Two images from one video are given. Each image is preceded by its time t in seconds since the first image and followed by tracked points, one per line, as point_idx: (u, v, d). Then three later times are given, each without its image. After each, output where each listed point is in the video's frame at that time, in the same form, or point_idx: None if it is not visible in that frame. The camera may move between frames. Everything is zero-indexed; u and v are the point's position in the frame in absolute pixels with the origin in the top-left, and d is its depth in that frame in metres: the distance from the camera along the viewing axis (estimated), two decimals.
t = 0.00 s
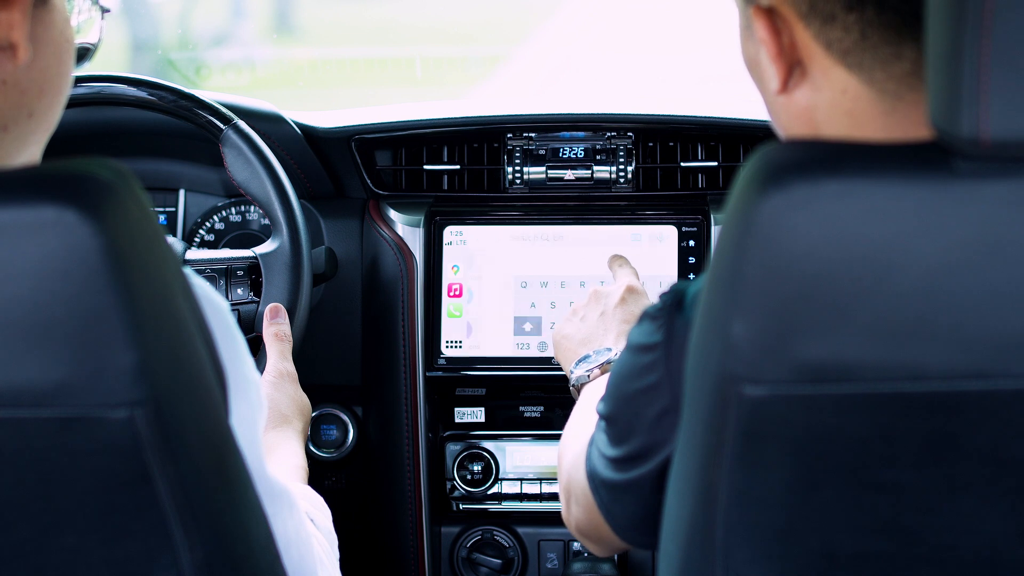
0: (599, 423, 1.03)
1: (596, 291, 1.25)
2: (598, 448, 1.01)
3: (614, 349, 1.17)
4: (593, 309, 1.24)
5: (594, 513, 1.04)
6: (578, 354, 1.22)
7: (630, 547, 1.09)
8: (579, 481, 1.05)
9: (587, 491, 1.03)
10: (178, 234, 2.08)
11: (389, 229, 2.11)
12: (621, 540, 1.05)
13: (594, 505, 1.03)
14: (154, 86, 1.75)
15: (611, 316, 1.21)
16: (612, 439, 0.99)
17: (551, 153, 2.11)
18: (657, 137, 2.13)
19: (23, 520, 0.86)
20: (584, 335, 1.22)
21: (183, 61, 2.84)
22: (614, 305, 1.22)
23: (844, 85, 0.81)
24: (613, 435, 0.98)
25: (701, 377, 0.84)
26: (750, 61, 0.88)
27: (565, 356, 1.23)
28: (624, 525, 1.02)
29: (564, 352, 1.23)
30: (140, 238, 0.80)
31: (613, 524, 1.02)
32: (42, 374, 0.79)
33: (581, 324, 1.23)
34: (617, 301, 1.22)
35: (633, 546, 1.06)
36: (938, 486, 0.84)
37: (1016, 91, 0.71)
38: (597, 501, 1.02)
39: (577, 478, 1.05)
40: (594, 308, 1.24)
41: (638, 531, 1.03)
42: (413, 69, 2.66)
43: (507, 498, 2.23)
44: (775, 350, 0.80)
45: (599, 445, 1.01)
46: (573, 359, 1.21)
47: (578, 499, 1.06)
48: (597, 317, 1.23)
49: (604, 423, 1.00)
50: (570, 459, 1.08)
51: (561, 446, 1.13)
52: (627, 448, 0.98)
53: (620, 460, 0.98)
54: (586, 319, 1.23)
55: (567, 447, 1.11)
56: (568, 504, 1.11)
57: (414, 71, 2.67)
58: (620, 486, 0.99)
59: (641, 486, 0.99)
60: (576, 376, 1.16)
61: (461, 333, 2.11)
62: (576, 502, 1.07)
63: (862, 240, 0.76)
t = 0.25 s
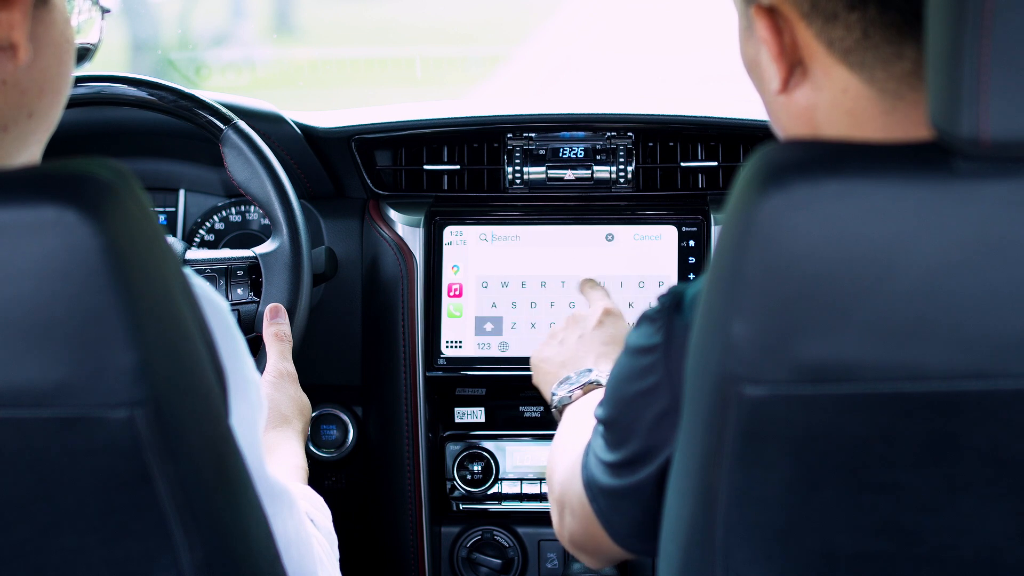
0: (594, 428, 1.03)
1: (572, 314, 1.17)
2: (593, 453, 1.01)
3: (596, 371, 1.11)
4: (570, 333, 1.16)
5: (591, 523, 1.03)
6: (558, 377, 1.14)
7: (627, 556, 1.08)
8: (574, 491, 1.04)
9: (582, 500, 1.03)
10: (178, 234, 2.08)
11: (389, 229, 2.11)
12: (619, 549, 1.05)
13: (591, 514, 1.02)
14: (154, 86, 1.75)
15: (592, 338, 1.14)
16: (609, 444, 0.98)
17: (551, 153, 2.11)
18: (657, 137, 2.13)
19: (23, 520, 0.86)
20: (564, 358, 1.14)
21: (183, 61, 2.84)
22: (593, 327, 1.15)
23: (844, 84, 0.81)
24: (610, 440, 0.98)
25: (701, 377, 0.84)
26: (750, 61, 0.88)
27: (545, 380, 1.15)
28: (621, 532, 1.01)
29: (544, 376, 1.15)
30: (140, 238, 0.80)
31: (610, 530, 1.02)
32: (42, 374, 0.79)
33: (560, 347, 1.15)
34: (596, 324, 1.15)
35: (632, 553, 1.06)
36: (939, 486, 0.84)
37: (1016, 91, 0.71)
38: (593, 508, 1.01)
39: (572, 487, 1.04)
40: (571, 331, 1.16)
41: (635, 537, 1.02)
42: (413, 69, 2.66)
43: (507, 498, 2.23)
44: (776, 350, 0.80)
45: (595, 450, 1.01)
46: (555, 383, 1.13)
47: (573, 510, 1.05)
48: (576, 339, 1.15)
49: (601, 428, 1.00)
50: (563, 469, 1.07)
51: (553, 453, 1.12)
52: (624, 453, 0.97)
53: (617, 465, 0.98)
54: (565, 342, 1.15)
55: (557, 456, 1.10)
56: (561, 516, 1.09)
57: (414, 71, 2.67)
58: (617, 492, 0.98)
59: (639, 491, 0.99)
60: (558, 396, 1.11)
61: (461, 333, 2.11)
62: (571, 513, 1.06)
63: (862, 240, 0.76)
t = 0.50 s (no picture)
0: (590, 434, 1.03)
1: (535, 342, 1.20)
2: (589, 460, 1.01)
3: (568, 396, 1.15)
4: (536, 361, 1.19)
5: (589, 535, 1.03)
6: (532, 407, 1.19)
7: (626, 567, 1.08)
8: (570, 503, 1.04)
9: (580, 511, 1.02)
10: (178, 234, 2.08)
11: (389, 230, 2.11)
12: (619, 560, 1.05)
13: (589, 525, 1.02)
14: (154, 86, 1.75)
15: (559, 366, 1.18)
16: (605, 449, 0.98)
17: (551, 153, 2.11)
18: (657, 137, 2.13)
19: (23, 520, 0.86)
20: (534, 389, 1.18)
21: (183, 61, 2.84)
22: (559, 354, 1.18)
23: (842, 84, 0.81)
24: (606, 444, 0.98)
25: (701, 377, 0.84)
26: (747, 63, 0.88)
27: (520, 411, 1.20)
28: (620, 540, 1.01)
29: (518, 408, 1.20)
30: (140, 238, 0.80)
31: (608, 540, 1.01)
32: (42, 374, 0.79)
33: (528, 378, 1.19)
34: (561, 350, 1.18)
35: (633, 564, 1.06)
36: (938, 486, 0.84)
37: (1016, 91, 0.71)
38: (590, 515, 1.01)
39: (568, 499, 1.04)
40: (538, 360, 1.19)
41: (635, 545, 1.02)
42: (413, 69, 2.66)
43: (507, 498, 2.23)
44: (776, 350, 0.80)
45: (591, 456, 1.01)
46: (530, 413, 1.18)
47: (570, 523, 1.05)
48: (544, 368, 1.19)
49: (597, 433, 1.00)
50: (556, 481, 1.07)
51: (541, 465, 1.12)
52: (620, 458, 0.97)
53: (613, 470, 0.98)
54: (533, 372, 1.19)
55: (547, 471, 1.10)
56: (555, 532, 1.09)
57: (415, 71, 2.67)
58: (614, 500, 0.98)
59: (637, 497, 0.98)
60: (537, 424, 1.15)
61: (461, 333, 2.11)
62: (567, 525, 1.06)
63: (862, 240, 0.76)
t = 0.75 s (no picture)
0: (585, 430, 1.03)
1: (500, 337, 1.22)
2: (584, 456, 1.01)
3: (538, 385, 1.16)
4: (503, 356, 1.21)
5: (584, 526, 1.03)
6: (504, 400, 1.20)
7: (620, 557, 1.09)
8: (565, 495, 1.04)
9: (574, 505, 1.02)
10: (178, 234, 2.09)
11: (389, 229, 2.11)
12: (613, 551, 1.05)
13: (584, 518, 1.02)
14: (154, 85, 1.75)
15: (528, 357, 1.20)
16: (601, 447, 0.98)
17: (551, 153, 2.11)
18: (657, 137, 2.13)
19: (22, 520, 0.86)
20: (505, 382, 1.19)
21: (183, 61, 2.84)
22: (525, 345, 1.20)
23: (836, 85, 0.81)
24: (601, 442, 0.98)
25: (701, 377, 0.84)
26: (742, 62, 0.88)
27: (492, 406, 1.21)
28: (615, 534, 1.01)
29: (491, 402, 1.21)
30: (141, 238, 0.80)
31: (604, 533, 1.01)
32: (42, 374, 0.79)
33: (497, 372, 1.20)
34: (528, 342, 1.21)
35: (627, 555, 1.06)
36: (938, 486, 0.84)
37: (1016, 91, 0.71)
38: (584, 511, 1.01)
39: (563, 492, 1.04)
40: (505, 353, 1.21)
41: (630, 540, 1.02)
42: (413, 69, 2.67)
43: (507, 498, 2.23)
44: (776, 350, 0.80)
45: (586, 453, 1.01)
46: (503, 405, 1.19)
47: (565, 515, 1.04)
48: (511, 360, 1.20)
49: (592, 431, 1.00)
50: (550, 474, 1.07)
51: (523, 459, 1.12)
52: (616, 456, 0.97)
53: (608, 467, 0.98)
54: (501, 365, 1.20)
55: (539, 461, 1.09)
56: (549, 521, 1.09)
57: (415, 71, 2.66)
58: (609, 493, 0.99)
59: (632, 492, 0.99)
60: (511, 416, 1.15)
61: (461, 333, 2.11)
62: (562, 519, 1.06)
63: (862, 240, 0.76)
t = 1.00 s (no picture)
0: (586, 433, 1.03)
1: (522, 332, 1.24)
2: (585, 458, 1.01)
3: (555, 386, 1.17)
4: (522, 351, 1.23)
5: (584, 533, 1.03)
6: (519, 396, 1.22)
7: (622, 564, 1.08)
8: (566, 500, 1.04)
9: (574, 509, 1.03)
10: (178, 234, 2.09)
11: (389, 229, 2.11)
12: (614, 559, 1.05)
13: (584, 524, 1.02)
14: (153, 85, 1.74)
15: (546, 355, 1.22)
16: (601, 449, 0.98)
17: (551, 153, 2.11)
18: (657, 137, 2.13)
19: (22, 520, 0.86)
20: (523, 377, 1.21)
21: (183, 61, 2.84)
22: (546, 344, 1.23)
23: (837, 82, 0.81)
24: (602, 443, 0.98)
25: (701, 377, 0.84)
26: (745, 60, 0.88)
27: (509, 400, 1.23)
28: (617, 538, 1.01)
29: (506, 397, 1.23)
30: (140, 238, 0.80)
31: (604, 538, 1.01)
32: (41, 373, 0.79)
33: (516, 366, 1.22)
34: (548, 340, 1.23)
35: (629, 561, 1.06)
36: (938, 486, 0.84)
37: (1016, 91, 0.71)
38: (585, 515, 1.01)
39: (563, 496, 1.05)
40: (525, 350, 1.23)
41: (633, 544, 1.02)
42: (413, 69, 2.66)
43: (507, 498, 2.23)
44: (776, 350, 0.80)
45: (587, 455, 1.01)
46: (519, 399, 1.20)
47: (566, 521, 1.05)
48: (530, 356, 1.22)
49: (593, 432, 1.00)
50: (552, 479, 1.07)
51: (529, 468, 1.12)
52: (616, 457, 0.97)
53: (609, 469, 0.98)
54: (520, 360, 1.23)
55: (540, 467, 1.10)
56: (550, 531, 1.09)
57: (415, 71, 2.66)
58: (610, 497, 0.99)
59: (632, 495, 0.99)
60: (524, 412, 1.16)
61: (461, 333, 2.11)
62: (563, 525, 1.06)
63: (862, 240, 0.76)
